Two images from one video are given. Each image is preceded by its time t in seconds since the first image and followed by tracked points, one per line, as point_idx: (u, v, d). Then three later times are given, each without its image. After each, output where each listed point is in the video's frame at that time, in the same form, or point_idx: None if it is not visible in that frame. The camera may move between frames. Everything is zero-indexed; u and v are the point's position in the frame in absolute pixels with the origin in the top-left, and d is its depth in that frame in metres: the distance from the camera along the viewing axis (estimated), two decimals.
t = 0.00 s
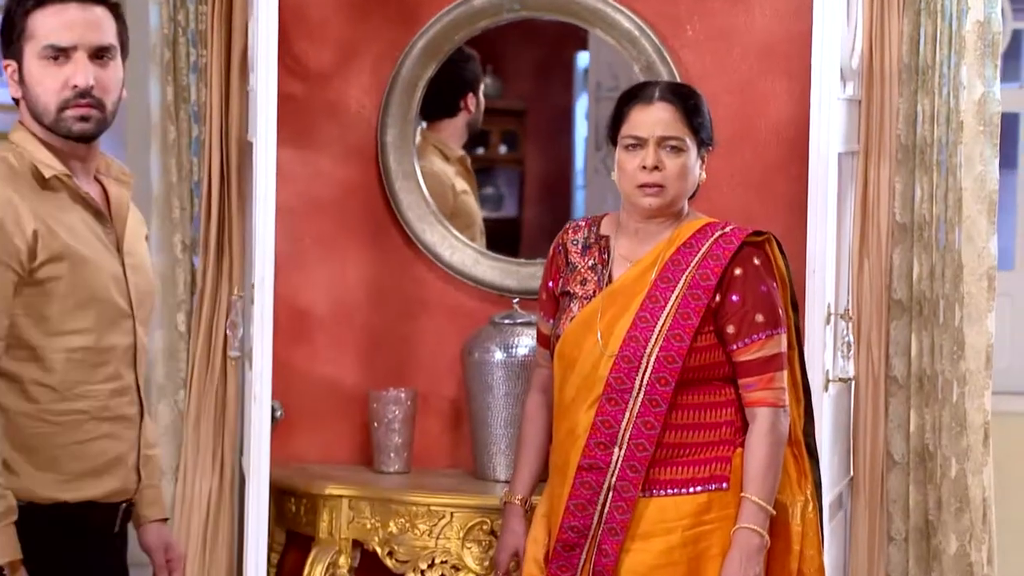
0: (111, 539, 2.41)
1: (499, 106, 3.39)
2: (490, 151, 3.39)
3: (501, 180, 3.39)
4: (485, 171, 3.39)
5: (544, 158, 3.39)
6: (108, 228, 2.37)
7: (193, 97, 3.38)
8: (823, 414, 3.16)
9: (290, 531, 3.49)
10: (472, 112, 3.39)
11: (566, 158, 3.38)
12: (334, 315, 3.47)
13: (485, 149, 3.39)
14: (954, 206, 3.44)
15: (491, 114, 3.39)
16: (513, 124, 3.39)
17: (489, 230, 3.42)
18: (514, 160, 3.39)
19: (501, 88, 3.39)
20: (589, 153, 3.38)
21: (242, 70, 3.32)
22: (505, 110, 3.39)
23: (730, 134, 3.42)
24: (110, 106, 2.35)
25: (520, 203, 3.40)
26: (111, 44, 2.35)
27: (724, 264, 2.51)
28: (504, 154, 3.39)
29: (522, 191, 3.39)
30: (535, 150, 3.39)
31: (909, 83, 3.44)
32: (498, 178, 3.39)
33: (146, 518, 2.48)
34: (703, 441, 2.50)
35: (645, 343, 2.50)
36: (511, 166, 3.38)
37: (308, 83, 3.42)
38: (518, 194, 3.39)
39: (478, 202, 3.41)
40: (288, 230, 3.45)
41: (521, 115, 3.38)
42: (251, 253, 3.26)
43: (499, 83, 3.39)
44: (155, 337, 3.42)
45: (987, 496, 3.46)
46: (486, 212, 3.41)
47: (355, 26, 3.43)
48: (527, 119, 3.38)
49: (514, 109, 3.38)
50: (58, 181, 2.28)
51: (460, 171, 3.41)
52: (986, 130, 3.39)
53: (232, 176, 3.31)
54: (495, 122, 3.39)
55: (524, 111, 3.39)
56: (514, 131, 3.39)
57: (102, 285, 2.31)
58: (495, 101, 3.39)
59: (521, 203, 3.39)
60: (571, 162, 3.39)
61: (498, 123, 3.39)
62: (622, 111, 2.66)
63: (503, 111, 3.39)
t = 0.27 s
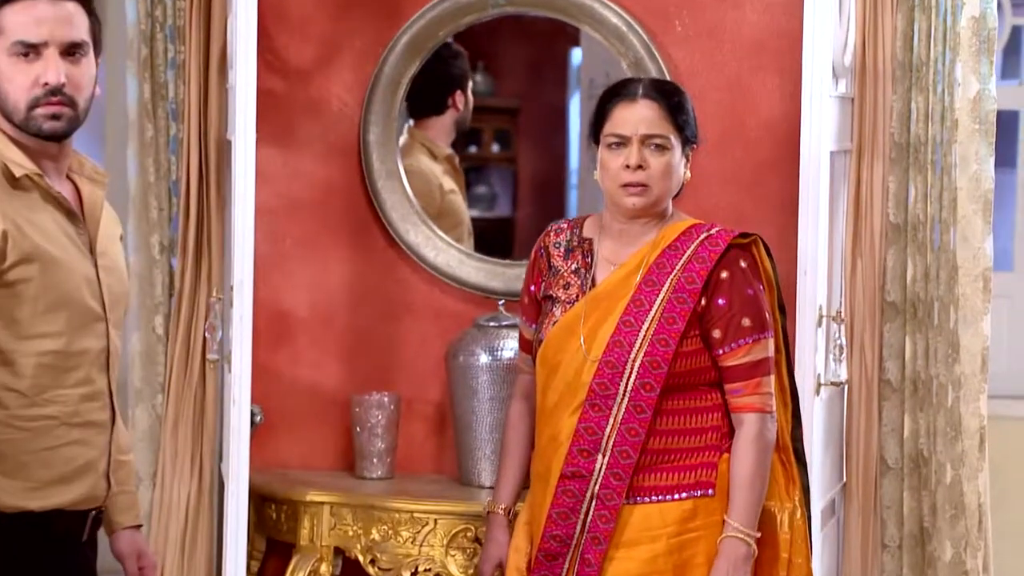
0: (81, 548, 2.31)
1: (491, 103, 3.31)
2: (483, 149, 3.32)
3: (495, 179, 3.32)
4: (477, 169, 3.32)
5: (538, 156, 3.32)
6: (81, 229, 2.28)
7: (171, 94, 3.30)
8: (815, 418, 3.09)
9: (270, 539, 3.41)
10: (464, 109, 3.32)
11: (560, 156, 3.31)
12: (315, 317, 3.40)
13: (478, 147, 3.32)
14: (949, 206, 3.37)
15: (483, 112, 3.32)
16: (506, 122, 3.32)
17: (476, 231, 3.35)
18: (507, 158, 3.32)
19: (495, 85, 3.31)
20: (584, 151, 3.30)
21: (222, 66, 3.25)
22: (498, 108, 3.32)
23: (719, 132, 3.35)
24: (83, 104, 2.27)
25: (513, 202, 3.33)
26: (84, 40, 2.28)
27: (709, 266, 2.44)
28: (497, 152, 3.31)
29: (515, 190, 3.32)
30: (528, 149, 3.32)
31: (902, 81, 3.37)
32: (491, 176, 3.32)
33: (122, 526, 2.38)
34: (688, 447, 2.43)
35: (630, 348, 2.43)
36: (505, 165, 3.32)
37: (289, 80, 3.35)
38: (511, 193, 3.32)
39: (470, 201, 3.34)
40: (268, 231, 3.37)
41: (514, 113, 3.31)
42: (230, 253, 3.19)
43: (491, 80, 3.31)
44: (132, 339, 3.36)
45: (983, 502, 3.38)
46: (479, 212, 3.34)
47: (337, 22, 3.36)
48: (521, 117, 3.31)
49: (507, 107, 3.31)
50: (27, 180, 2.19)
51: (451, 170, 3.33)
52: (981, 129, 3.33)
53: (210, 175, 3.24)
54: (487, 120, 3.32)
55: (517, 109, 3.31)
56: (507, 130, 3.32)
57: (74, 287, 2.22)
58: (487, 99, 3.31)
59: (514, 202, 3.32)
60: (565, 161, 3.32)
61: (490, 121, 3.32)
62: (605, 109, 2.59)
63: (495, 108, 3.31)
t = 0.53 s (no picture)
0: (56, 554, 2.22)
1: (486, 100, 3.25)
2: (478, 147, 3.24)
3: (490, 177, 3.25)
4: (472, 167, 3.25)
5: (533, 155, 3.24)
6: (58, 228, 2.20)
7: (152, 91, 3.24)
8: (807, 421, 3.02)
9: (253, 544, 3.35)
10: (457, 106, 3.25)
11: (557, 155, 3.24)
12: (299, 318, 3.34)
13: (472, 145, 3.25)
14: (945, 205, 3.30)
15: (477, 108, 3.25)
16: (501, 120, 3.25)
17: (466, 230, 3.28)
18: (502, 156, 3.25)
19: (490, 82, 3.24)
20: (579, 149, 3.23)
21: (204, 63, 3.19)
22: (492, 105, 3.25)
23: (711, 129, 3.29)
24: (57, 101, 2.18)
25: (509, 200, 3.25)
26: (58, 35, 2.18)
27: (696, 267, 2.38)
28: (492, 150, 3.24)
29: (511, 188, 3.25)
30: (524, 146, 3.25)
31: (897, 77, 3.31)
32: (487, 174, 3.25)
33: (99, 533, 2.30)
34: (675, 451, 2.36)
35: (616, 350, 2.36)
36: (500, 163, 3.24)
37: (273, 76, 3.28)
38: (507, 191, 3.25)
39: (464, 199, 3.27)
40: (251, 230, 3.32)
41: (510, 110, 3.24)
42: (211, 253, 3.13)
43: (486, 77, 3.24)
44: (112, 341, 3.30)
45: (980, 507, 3.33)
46: (473, 210, 3.27)
47: (321, 17, 3.29)
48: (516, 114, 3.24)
49: (502, 104, 3.24)
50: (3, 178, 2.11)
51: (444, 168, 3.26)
52: (977, 126, 3.28)
53: (192, 173, 3.18)
54: (482, 117, 3.24)
55: (512, 106, 3.25)
56: (501, 127, 3.25)
57: (50, 287, 2.15)
58: (482, 95, 3.25)
59: (510, 200, 3.25)
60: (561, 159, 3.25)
61: (485, 118, 3.25)
62: (590, 106, 2.52)
63: (490, 106, 3.25)
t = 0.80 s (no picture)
0: (29, 564, 2.13)
1: (480, 99, 3.19)
2: (472, 146, 3.18)
3: (485, 176, 3.17)
4: (467, 166, 3.18)
5: (528, 154, 3.17)
6: (31, 229, 2.11)
7: (130, 89, 3.17)
8: (801, 428, 2.94)
9: (234, 553, 3.27)
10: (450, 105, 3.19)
11: (554, 156, 3.16)
12: (282, 322, 3.26)
13: (466, 144, 3.18)
14: (943, 205, 3.24)
15: (471, 107, 3.19)
16: (495, 118, 3.18)
17: (456, 231, 3.20)
18: (497, 155, 3.17)
19: (484, 81, 3.18)
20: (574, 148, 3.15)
21: (184, 60, 3.11)
22: (487, 103, 3.19)
23: (703, 129, 3.21)
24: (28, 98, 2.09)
25: (504, 200, 3.18)
26: (31, 31, 2.09)
27: (686, 268, 2.30)
28: (487, 149, 3.17)
29: (506, 188, 3.17)
30: (519, 145, 3.17)
31: (894, 75, 3.23)
32: (482, 173, 3.18)
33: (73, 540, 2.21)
34: (663, 458, 2.28)
35: (603, 354, 2.28)
36: (495, 162, 3.17)
37: (255, 74, 3.20)
38: (502, 191, 3.17)
39: (459, 199, 3.19)
40: (232, 231, 3.23)
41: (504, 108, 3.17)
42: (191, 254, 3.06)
43: (481, 75, 3.18)
44: (90, 345, 3.21)
45: (979, 515, 3.25)
46: (468, 211, 3.19)
47: (305, 13, 3.21)
48: (511, 112, 3.17)
49: (497, 102, 3.18)
50: None
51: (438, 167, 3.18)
52: (975, 125, 3.20)
53: (172, 174, 3.11)
54: (476, 116, 3.18)
55: (507, 104, 3.18)
56: (497, 126, 3.18)
57: (24, 289, 2.06)
58: (476, 94, 3.18)
59: (505, 200, 3.18)
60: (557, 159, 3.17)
61: (479, 117, 3.18)
62: (576, 104, 2.44)
63: (484, 104, 3.18)
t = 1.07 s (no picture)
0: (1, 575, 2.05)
1: (472, 96, 3.12)
2: (464, 144, 3.12)
3: (478, 175, 3.12)
4: (459, 165, 3.12)
5: (523, 154, 3.11)
6: None
7: (107, 85, 3.09)
8: (793, 432, 2.88)
9: (213, 560, 3.20)
10: (442, 102, 3.13)
11: (546, 156, 3.11)
12: (262, 324, 3.19)
13: (459, 142, 3.13)
14: (937, 204, 3.17)
15: (463, 105, 3.13)
16: (488, 116, 3.12)
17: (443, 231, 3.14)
18: (490, 154, 3.11)
19: (475, 77, 3.12)
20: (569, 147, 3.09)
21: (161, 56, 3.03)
22: (479, 101, 3.12)
23: (692, 126, 3.14)
24: None
25: (497, 199, 3.12)
26: None
27: (673, 268, 2.20)
28: (479, 147, 3.12)
29: (499, 186, 3.12)
30: (512, 143, 3.11)
31: (888, 72, 3.16)
32: (474, 172, 3.12)
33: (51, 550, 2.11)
34: (650, 462, 2.18)
35: (588, 355, 2.18)
36: (488, 161, 3.11)
37: (235, 71, 3.13)
38: (495, 190, 3.12)
39: (451, 198, 3.13)
40: (211, 231, 3.16)
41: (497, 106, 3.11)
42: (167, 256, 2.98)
43: (473, 72, 3.12)
44: (64, 349, 3.14)
45: (974, 522, 3.19)
46: (460, 209, 3.13)
47: (285, 8, 3.14)
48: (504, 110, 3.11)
49: (489, 100, 3.12)
50: None
51: (430, 166, 3.13)
52: (971, 123, 3.13)
53: (150, 172, 3.04)
54: (468, 113, 3.13)
55: (500, 102, 3.12)
56: (489, 124, 3.11)
57: None
58: (468, 91, 3.13)
59: (498, 199, 3.12)
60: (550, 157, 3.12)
61: (471, 115, 3.12)
62: (562, 101, 2.36)
63: (477, 102, 3.12)
